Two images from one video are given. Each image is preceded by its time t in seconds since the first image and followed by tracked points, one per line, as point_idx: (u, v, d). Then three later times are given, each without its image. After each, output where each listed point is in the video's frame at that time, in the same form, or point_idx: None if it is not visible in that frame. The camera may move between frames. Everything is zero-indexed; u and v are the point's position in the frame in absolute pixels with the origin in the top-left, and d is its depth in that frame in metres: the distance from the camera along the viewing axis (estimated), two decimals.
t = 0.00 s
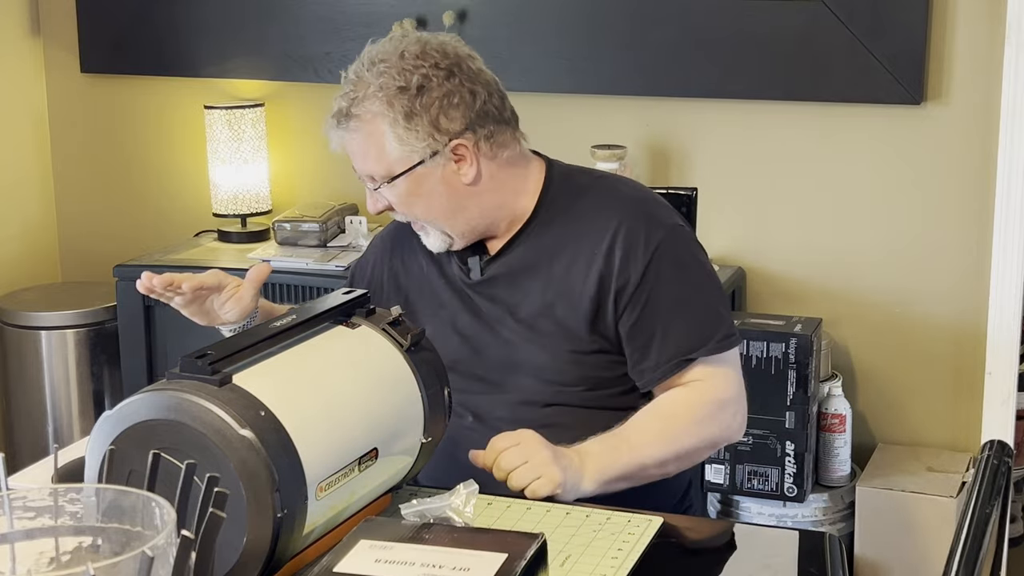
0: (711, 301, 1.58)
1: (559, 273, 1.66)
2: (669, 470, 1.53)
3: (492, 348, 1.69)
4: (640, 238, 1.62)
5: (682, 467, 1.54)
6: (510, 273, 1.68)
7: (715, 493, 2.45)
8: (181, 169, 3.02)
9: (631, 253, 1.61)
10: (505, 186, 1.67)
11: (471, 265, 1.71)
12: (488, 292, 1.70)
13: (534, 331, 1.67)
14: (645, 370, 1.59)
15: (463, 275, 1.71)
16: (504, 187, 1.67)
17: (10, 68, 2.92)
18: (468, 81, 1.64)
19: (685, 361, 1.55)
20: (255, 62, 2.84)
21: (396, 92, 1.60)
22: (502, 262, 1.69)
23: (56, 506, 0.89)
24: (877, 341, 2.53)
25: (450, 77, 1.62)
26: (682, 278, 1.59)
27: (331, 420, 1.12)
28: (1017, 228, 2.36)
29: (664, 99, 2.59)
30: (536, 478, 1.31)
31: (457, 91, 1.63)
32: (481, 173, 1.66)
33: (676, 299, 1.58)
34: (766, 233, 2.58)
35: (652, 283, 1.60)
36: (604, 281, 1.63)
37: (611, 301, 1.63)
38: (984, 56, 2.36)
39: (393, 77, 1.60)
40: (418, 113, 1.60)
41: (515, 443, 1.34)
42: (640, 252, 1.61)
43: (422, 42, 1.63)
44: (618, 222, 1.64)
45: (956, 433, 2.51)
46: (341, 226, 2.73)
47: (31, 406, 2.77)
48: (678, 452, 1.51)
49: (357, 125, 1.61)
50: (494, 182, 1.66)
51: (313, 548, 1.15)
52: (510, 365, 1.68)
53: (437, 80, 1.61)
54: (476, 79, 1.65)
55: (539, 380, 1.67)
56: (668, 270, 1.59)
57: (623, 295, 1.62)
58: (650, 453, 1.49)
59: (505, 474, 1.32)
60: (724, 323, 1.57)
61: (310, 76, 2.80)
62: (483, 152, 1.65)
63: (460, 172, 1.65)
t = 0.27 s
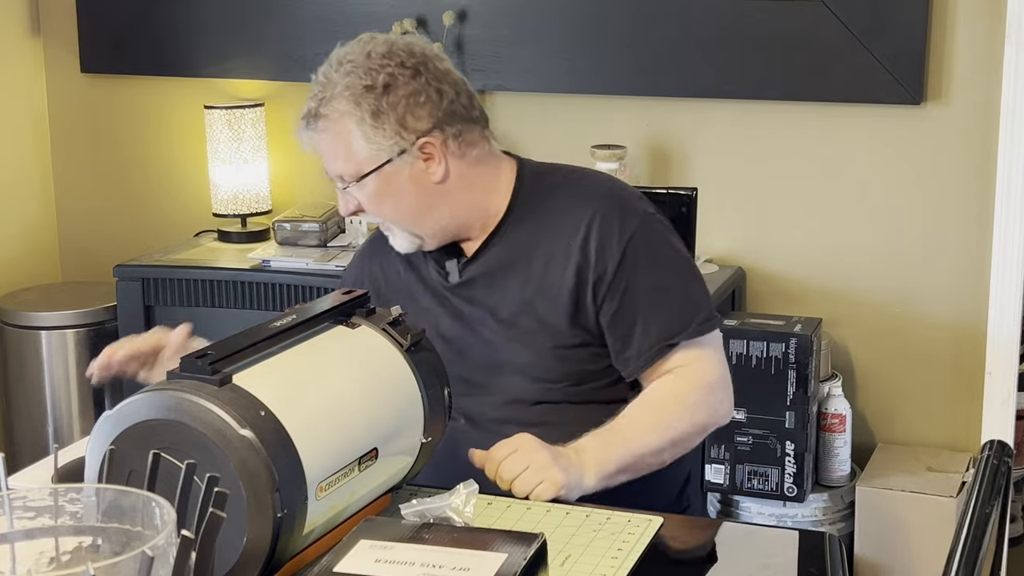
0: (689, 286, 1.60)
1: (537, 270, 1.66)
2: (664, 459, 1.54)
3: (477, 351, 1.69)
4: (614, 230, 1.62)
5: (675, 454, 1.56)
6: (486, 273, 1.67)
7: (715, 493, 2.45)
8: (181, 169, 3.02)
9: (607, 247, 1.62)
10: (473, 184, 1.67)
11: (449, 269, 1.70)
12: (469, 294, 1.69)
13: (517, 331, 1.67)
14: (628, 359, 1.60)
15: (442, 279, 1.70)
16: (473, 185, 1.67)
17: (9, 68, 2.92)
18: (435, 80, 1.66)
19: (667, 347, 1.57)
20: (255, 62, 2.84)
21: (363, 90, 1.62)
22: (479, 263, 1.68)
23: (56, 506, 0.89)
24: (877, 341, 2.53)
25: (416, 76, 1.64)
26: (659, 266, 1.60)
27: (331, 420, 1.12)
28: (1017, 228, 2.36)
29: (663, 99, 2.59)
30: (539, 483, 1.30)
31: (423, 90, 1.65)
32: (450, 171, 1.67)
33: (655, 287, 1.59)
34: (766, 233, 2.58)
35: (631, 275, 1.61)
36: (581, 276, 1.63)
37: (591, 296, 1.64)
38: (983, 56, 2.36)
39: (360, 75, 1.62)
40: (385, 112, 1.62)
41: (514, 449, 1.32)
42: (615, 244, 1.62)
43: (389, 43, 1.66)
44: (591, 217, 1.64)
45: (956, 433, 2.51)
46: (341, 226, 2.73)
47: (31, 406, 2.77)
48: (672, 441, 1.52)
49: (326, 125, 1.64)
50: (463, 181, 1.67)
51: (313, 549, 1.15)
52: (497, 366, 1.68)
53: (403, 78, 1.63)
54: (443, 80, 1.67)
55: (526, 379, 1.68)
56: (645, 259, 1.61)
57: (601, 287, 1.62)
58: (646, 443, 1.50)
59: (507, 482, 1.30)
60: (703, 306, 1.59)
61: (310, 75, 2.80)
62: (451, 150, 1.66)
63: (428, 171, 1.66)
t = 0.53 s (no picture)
0: (640, 258, 1.57)
1: (483, 273, 1.63)
2: (661, 435, 1.52)
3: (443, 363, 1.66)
4: (553, 219, 1.60)
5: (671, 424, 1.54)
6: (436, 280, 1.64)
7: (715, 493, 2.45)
8: (181, 169, 3.02)
9: (548, 240, 1.60)
10: (403, 196, 1.63)
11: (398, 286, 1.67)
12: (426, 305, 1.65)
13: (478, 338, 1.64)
14: (592, 340, 1.58)
15: (394, 298, 1.67)
16: (403, 198, 1.63)
17: (9, 68, 2.92)
18: (358, 96, 1.60)
19: (629, 320, 1.55)
20: (255, 62, 2.84)
21: (285, 108, 1.55)
22: (427, 274, 1.64)
23: (56, 506, 0.89)
24: (877, 341, 2.53)
25: (339, 92, 1.58)
26: (605, 246, 1.58)
27: (331, 420, 1.12)
28: (1017, 228, 2.36)
29: (663, 99, 2.59)
30: (547, 481, 1.29)
31: (347, 106, 1.59)
32: (378, 185, 1.63)
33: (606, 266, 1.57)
34: (766, 233, 2.58)
35: (578, 263, 1.59)
36: (529, 270, 1.61)
37: (542, 292, 1.61)
38: (983, 57, 2.36)
39: (281, 93, 1.55)
40: (309, 129, 1.56)
41: (521, 450, 1.32)
42: (556, 231, 1.60)
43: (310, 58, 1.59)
44: (529, 213, 1.62)
45: (956, 433, 2.51)
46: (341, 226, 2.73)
47: (31, 406, 2.77)
48: (663, 412, 1.50)
49: (249, 144, 1.57)
50: (392, 196, 1.63)
51: (313, 549, 1.15)
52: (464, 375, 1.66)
53: (325, 95, 1.57)
54: (366, 94, 1.61)
55: (493, 382, 1.66)
56: (590, 242, 1.59)
57: (552, 276, 1.60)
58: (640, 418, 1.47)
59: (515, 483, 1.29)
60: (658, 273, 1.56)
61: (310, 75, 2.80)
62: (378, 165, 1.62)
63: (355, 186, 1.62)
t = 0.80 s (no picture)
0: (599, 245, 1.56)
1: (444, 275, 1.59)
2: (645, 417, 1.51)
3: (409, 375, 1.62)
4: (510, 216, 1.58)
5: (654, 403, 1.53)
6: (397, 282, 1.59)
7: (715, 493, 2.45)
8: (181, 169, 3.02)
9: (506, 239, 1.57)
10: (357, 207, 1.61)
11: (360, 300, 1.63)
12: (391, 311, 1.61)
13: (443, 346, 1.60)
14: (560, 332, 1.56)
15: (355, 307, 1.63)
16: (357, 208, 1.61)
17: (10, 68, 2.92)
18: (304, 112, 1.60)
19: (594, 309, 1.54)
20: (255, 62, 2.84)
21: (232, 128, 1.55)
22: (387, 285, 1.60)
23: (56, 506, 0.89)
24: (877, 341, 2.53)
25: (285, 108, 1.58)
26: (563, 237, 1.56)
27: (331, 420, 1.12)
28: (1017, 227, 2.36)
29: (663, 99, 2.60)
30: (547, 482, 1.29)
31: (294, 122, 1.59)
32: (330, 199, 1.61)
33: (566, 258, 1.55)
34: (766, 233, 2.58)
35: (539, 258, 1.57)
36: (490, 268, 1.58)
37: (505, 292, 1.58)
38: (983, 57, 2.36)
39: (227, 114, 1.55)
40: (258, 146, 1.55)
41: (515, 455, 1.32)
42: (514, 227, 1.57)
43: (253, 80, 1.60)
44: (484, 213, 1.59)
45: (956, 433, 2.51)
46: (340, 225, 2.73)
47: (31, 406, 2.77)
48: (646, 397, 1.49)
49: (199, 168, 1.56)
50: (346, 207, 1.61)
51: (313, 549, 1.15)
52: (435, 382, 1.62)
53: (271, 112, 1.57)
54: (312, 110, 1.61)
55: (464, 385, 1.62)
56: (549, 235, 1.57)
57: (513, 273, 1.57)
58: (628, 406, 1.47)
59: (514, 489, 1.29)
60: (618, 259, 1.55)
61: (309, 75, 2.80)
62: (329, 178, 1.61)
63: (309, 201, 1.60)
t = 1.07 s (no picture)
0: (590, 243, 1.55)
1: (435, 275, 1.59)
2: (643, 414, 1.50)
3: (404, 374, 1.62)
4: (499, 216, 1.57)
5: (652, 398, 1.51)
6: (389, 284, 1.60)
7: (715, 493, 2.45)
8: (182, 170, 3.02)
9: (496, 238, 1.57)
10: (353, 209, 1.61)
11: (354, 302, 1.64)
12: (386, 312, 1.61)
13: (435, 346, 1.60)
14: (552, 332, 1.55)
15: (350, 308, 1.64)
16: (354, 212, 1.61)
17: (10, 68, 2.92)
18: (301, 115, 1.60)
19: (585, 309, 1.52)
20: (255, 63, 2.85)
21: (230, 131, 1.55)
22: (381, 286, 1.61)
23: (56, 506, 0.89)
24: (876, 340, 2.53)
25: (282, 112, 1.59)
26: (553, 237, 1.55)
27: (331, 419, 1.12)
28: (1017, 227, 2.36)
29: (663, 99, 2.60)
30: (546, 482, 1.29)
31: (291, 125, 1.59)
32: (327, 202, 1.61)
33: (556, 257, 1.54)
34: (766, 233, 2.58)
35: (528, 257, 1.56)
36: (480, 268, 1.58)
37: (496, 291, 1.58)
38: (983, 57, 2.36)
39: (224, 118, 1.56)
40: (255, 150, 1.56)
41: (515, 458, 1.32)
42: (504, 227, 1.57)
43: (250, 84, 1.60)
44: (474, 213, 1.59)
45: (956, 433, 2.51)
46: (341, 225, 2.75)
47: (31, 406, 2.77)
48: (642, 394, 1.48)
49: (197, 172, 1.57)
50: (343, 209, 1.61)
51: (311, 550, 1.15)
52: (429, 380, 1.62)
53: (268, 115, 1.57)
54: (309, 114, 1.61)
55: (456, 383, 1.62)
56: (538, 234, 1.56)
57: (503, 273, 1.57)
58: (625, 405, 1.46)
59: (514, 491, 1.29)
60: (610, 258, 1.53)
61: (309, 75, 2.80)
62: (326, 180, 1.61)
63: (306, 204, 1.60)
